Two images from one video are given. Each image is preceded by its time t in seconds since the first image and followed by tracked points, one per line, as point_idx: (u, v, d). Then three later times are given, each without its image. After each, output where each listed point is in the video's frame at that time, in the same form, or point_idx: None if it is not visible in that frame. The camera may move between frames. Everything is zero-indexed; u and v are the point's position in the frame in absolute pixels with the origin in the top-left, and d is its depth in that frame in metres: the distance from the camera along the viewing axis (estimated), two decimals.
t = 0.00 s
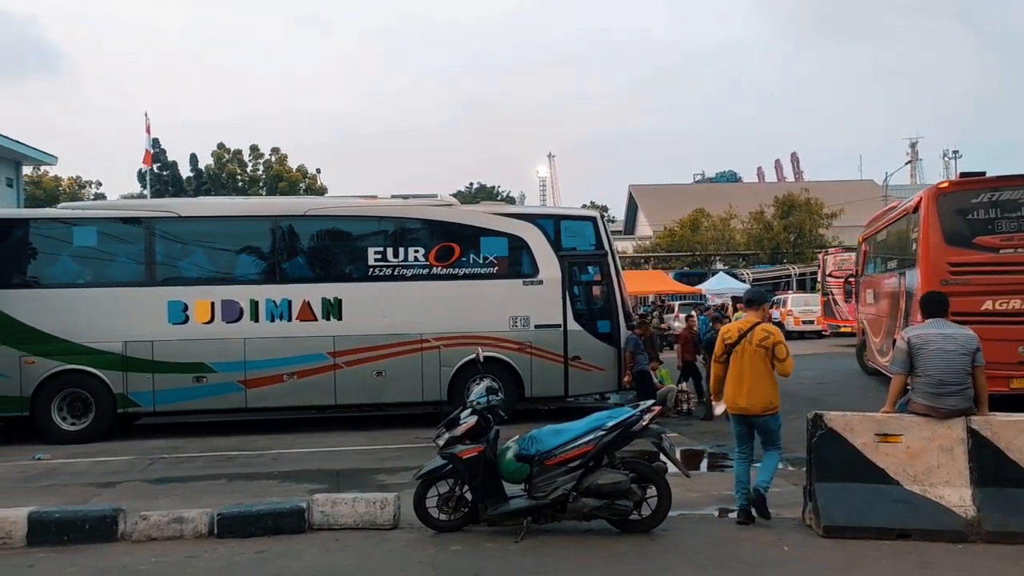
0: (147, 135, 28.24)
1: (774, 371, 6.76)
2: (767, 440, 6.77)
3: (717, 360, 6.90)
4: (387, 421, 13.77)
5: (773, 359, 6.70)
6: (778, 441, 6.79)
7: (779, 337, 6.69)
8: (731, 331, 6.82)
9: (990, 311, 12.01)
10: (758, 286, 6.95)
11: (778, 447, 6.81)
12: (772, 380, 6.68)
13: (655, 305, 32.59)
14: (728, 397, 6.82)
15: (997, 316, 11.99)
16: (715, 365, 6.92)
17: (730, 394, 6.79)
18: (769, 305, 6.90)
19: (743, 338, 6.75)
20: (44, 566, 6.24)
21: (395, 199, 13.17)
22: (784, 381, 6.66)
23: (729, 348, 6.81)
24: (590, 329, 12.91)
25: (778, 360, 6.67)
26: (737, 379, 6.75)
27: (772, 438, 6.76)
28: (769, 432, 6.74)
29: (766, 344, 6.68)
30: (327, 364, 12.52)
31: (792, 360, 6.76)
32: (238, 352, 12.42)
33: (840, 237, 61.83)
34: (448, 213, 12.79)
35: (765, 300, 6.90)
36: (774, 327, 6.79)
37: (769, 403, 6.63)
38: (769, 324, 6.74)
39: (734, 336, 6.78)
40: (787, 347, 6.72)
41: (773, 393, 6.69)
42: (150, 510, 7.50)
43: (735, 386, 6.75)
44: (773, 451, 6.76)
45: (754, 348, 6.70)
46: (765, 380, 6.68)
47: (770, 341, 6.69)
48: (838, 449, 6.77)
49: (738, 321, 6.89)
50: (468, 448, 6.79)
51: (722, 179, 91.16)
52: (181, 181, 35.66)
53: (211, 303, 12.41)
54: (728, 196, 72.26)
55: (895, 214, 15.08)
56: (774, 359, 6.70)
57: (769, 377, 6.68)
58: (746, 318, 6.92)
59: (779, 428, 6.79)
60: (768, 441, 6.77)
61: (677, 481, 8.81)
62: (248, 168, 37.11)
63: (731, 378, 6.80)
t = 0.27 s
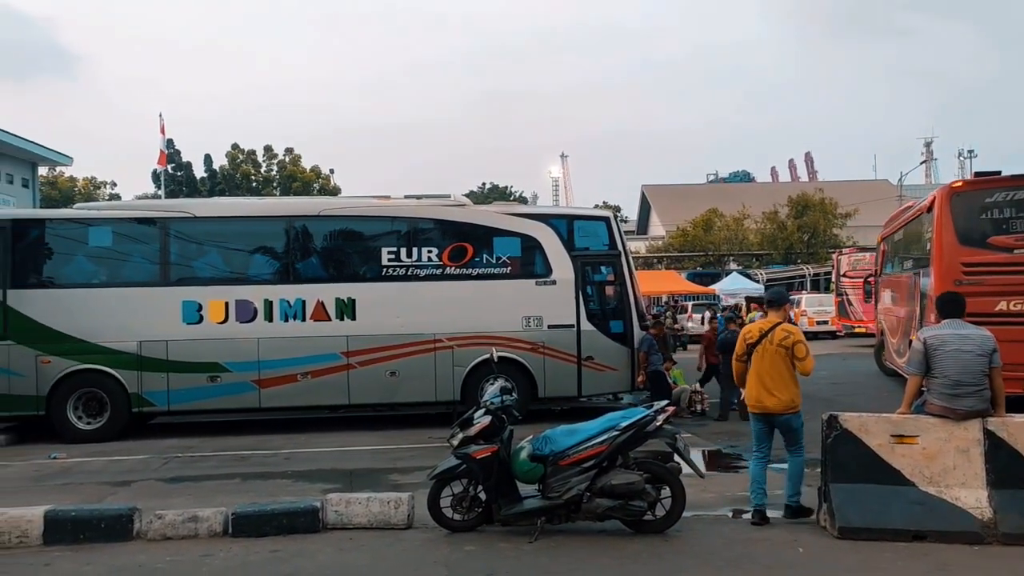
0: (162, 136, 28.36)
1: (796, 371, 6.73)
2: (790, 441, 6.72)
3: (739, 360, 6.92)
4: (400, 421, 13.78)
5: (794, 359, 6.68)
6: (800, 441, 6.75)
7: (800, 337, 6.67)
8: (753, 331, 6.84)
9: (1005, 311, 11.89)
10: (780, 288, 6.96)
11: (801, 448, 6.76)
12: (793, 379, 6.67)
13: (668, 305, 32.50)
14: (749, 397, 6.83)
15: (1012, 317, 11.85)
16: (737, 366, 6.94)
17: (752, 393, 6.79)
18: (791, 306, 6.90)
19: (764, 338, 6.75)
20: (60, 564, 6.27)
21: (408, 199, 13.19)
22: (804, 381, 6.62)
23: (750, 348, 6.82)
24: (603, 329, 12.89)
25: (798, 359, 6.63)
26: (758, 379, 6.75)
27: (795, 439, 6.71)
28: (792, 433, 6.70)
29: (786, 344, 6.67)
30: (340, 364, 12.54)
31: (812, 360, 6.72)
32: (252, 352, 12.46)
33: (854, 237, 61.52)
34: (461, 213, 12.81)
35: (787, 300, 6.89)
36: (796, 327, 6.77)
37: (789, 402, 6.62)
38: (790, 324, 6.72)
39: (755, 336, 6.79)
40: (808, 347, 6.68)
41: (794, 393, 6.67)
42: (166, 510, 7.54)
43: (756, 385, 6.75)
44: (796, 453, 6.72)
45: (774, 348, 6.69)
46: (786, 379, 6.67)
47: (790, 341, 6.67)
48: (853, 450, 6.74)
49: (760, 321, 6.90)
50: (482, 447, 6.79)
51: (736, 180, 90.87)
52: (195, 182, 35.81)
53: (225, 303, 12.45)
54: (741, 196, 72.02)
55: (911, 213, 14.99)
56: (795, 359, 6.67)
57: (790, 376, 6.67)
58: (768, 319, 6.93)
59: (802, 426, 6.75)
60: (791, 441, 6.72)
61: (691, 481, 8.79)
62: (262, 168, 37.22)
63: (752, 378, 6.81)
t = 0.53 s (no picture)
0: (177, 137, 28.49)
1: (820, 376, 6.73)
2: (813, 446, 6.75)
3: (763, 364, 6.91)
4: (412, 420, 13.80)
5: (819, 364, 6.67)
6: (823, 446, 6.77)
7: (825, 343, 6.66)
8: (778, 336, 6.82)
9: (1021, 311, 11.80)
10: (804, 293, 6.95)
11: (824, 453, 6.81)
12: (817, 385, 6.66)
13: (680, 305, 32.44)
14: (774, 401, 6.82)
15: None
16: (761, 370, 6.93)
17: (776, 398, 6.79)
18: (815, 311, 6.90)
19: (789, 343, 6.73)
20: (76, 562, 6.30)
21: (421, 199, 13.21)
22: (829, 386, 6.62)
23: (775, 352, 6.81)
24: (616, 329, 12.88)
25: (822, 364, 6.62)
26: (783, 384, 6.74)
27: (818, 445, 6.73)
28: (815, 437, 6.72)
29: (811, 349, 6.66)
30: (353, 364, 12.57)
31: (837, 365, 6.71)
32: (266, 352, 12.50)
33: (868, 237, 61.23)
34: (474, 213, 12.82)
35: (811, 306, 6.88)
36: (820, 332, 6.76)
37: (813, 407, 6.62)
38: (815, 330, 6.71)
39: (780, 341, 6.78)
40: (832, 352, 6.68)
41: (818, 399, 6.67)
42: (181, 508, 7.57)
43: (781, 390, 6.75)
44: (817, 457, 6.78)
45: (799, 354, 6.68)
46: (811, 384, 6.67)
47: (816, 347, 6.66)
48: (869, 451, 6.71)
49: (784, 326, 6.89)
50: (496, 448, 6.80)
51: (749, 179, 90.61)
52: (209, 182, 35.96)
53: (239, 303, 12.50)
54: (754, 196, 71.80)
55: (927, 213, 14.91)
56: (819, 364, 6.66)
57: (814, 381, 6.66)
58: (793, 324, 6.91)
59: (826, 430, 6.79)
60: (813, 446, 6.74)
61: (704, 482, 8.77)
62: (275, 168, 37.35)
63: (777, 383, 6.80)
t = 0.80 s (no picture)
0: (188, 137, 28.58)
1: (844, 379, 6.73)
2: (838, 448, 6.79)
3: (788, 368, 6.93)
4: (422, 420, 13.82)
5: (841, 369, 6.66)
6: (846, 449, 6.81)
7: (848, 348, 6.65)
8: (801, 340, 6.83)
9: None
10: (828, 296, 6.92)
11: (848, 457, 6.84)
12: (841, 389, 6.67)
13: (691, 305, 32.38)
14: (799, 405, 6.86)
15: None
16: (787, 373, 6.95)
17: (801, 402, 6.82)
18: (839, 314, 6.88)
19: (812, 348, 6.74)
20: (88, 561, 6.33)
21: (431, 199, 13.22)
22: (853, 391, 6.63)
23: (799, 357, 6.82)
24: (626, 329, 12.87)
25: (845, 369, 6.61)
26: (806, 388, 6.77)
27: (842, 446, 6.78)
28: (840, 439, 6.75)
29: (834, 354, 6.66)
30: (363, 363, 12.59)
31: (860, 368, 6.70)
32: (277, 351, 12.53)
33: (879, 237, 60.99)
34: (484, 212, 12.82)
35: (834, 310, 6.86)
36: (844, 336, 6.75)
37: (836, 412, 6.65)
38: (838, 335, 6.70)
39: (803, 346, 6.78)
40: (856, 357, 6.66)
41: (842, 403, 6.69)
42: (192, 507, 7.60)
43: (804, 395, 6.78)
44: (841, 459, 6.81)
45: (822, 358, 6.69)
46: (834, 389, 6.68)
47: (838, 352, 6.65)
48: (881, 451, 6.68)
49: (808, 330, 6.89)
50: (506, 447, 6.80)
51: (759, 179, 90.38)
52: (220, 182, 36.08)
53: (250, 302, 12.54)
54: (764, 195, 71.61)
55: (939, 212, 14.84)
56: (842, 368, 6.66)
57: (838, 386, 6.68)
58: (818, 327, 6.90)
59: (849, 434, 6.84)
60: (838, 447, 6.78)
61: (715, 482, 8.75)
62: (286, 168, 37.45)
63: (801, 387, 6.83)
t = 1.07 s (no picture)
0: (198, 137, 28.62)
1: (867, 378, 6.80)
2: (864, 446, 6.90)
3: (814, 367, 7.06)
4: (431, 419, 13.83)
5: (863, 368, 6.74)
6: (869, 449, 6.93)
7: (869, 347, 6.70)
8: (825, 340, 6.93)
9: None
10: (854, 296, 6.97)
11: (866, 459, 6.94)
12: (863, 388, 6.76)
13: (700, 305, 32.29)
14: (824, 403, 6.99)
15: None
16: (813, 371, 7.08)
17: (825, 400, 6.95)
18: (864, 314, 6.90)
19: (835, 348, 6.84)
20: (99, 559, 6.35)
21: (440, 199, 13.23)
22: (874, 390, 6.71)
23: (823, 356, 6.94)
24: (636, 329, 12.85)
25: (867, 368, 6.69)
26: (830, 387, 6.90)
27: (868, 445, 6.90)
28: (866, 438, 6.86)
29: (856, 354, 6.74)
30: (372, 363, 12.60)
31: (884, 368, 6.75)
32: (286, 350, 12.56)
33: (890, 237, 60.68)
34: (493, 212, 12.83)
35: (859, 310, 6.89)
36: (867, 336, 6.80)
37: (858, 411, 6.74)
38: (860, 335, 6.76)
39: (826, 346, 6.89)
40: (878, 356, 6.72)
41: (865, 402, 6.78)
42: (202, 506, 7.63)
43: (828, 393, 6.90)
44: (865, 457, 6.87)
45: (844, 358, 6.78)
46: (856, 388, 6.77)
47: (860, 352, 6.72)
48: (892, 451, 6.64)
49: (833, 330, 6.97)
50: (516, 447, 6.79)
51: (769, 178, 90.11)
52: (230, 182, 36.15)
53: (260, 302, 12.57)
54: (774, 195, 71.37)
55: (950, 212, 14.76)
56: (864, 368, 6.73)
57: (860, 385, 6.77)
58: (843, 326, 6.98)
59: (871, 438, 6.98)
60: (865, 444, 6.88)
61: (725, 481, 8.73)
62: (295, 168, 37.50)
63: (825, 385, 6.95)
